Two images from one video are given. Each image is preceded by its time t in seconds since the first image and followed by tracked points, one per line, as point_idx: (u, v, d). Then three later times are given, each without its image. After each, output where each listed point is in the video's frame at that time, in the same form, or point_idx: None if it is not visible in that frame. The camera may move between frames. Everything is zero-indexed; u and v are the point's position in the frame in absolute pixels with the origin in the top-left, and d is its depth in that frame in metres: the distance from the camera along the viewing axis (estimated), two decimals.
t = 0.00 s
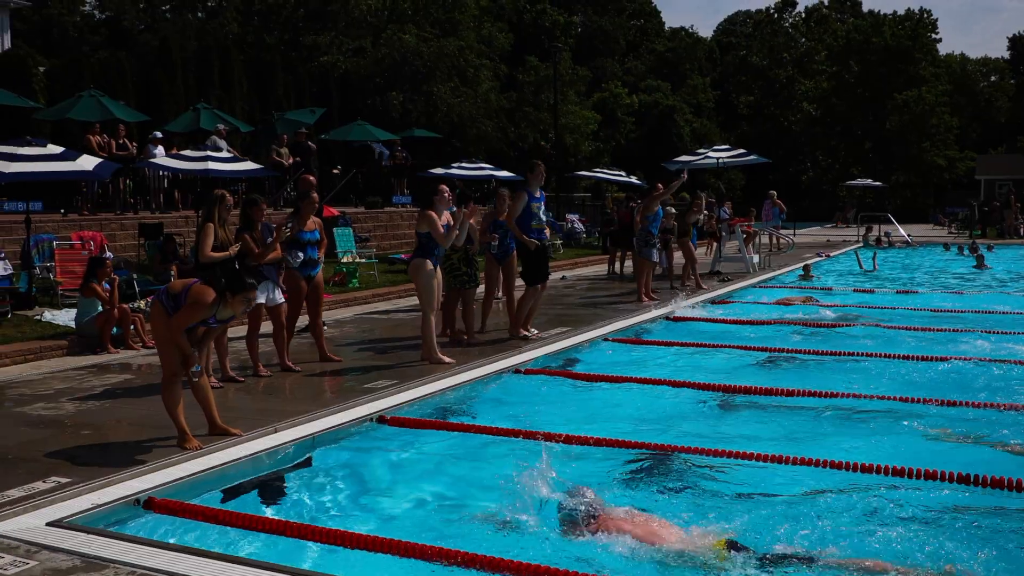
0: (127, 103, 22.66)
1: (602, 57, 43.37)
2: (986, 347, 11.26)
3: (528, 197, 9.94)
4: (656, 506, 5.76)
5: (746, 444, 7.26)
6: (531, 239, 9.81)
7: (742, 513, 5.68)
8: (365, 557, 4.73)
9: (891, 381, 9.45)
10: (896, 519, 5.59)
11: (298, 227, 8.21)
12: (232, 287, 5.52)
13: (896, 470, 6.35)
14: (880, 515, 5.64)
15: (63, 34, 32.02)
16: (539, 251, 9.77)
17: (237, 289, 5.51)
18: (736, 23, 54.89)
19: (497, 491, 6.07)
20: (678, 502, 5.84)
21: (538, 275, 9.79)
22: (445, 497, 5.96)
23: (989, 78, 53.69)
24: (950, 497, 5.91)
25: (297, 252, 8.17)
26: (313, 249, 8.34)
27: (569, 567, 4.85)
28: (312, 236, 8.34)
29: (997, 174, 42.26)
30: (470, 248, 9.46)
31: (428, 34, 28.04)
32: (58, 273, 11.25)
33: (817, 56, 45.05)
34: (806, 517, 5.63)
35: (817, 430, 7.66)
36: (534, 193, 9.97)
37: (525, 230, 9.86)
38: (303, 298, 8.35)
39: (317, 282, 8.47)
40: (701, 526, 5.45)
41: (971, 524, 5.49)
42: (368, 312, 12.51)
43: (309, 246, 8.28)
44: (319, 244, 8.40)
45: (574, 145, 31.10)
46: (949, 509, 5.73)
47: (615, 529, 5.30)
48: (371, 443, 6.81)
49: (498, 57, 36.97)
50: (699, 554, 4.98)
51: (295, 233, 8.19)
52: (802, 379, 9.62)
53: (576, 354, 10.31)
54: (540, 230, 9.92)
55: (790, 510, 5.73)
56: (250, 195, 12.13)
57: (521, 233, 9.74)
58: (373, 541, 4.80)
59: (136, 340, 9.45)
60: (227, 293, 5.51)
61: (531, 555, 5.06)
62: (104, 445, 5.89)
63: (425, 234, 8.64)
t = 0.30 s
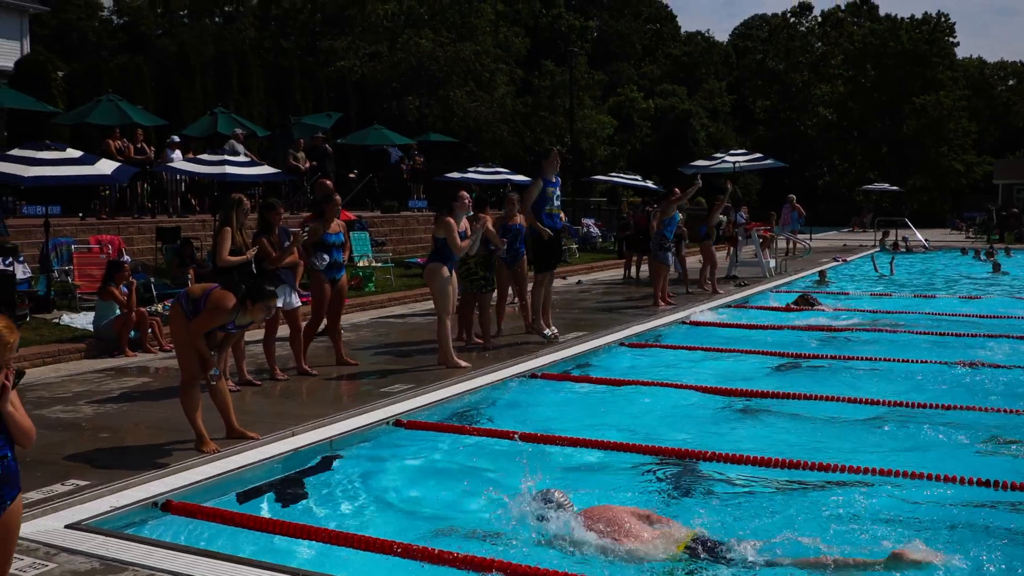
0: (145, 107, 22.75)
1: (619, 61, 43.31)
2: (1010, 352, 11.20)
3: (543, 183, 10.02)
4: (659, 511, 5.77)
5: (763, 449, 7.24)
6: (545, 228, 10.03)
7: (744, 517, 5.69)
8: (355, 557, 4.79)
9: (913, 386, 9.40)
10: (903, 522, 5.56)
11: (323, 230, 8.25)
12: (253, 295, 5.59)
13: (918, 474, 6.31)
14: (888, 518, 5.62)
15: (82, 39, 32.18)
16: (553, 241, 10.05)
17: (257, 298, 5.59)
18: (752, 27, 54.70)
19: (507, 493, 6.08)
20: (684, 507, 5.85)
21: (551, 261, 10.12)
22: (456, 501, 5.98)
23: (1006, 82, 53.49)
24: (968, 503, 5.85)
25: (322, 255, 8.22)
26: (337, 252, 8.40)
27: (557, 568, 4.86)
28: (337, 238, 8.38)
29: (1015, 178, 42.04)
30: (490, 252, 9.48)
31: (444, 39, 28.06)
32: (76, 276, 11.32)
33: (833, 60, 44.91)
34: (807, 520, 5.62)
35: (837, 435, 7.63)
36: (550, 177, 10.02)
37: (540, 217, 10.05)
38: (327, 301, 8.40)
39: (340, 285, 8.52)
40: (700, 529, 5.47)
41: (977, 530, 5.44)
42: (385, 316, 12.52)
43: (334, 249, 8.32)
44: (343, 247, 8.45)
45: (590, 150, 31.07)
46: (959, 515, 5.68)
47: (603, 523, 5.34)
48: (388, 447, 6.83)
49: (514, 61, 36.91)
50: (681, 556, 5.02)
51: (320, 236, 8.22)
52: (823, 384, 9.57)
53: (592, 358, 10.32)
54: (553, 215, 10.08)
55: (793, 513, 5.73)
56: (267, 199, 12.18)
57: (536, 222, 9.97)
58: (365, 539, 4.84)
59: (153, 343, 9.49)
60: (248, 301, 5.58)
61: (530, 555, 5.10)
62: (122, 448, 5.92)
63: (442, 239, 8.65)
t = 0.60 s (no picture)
0: (151, 110, 22.82)
1: (624, 64, 43.30)
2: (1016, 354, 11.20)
3: (547, 180, 10.12)
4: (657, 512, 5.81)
5: (767, 451, 7.24)
6: (548, 226, 10.14)
7: (740, 518, 5.72)
8: (342, 554, 4.83)
9: (920, 389, 9.40)
10: (900, 526, 5.57)
11: (334, 231, 8.30)
12: (259, 297, 5.53)
13: (926, 478, 6.30)
14: (884, 521, 5.63)
15: (88, 42, 32.27)
16: (556, 240, 10.16)
17: (264, 300, 5.52)
18: (757, 30, 54.71)
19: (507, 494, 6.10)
20: (683, 508, 5.88)
21: (554, 258, 10.25)
22: (457, 500, 5.99)
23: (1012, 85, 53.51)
24: (971, 508, 5.84)
25: (333, 256, 8.25)
26: (347, 253, 8.42)
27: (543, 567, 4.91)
28: (348, 240, 8.44)
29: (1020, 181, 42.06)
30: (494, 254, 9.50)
31: (450, 41, 28.11)
32: (82, 278, 11.36)
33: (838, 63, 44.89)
34: (804, 523, 5.64)
35: (841, 437, 7.63)
36: (553, 175, 10.14)
37: (542, 214, 10.18)
38: (337, 302, 8.41)
39: (350, 287, 8.54)
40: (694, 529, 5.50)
41: (974, 535, 5.44)
42: (390, 318, 12.54)
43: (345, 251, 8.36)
44: (353, 249, 8.48)
45: (595, 152, 31.07)
46: (957, 519, 5.69)
47: (592, 526, 5.38)
48: (393, 448, 6.84)
49: (520, 64, 36.97)
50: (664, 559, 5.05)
51: (330, 237, 8.25)
52: (831, 386, 9.56)
53: (596, 359, 10.31)
54: (556, 213, 10.22)
55: (791, 516, 5.75)
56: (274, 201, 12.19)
57: (540, 220, 10.09)
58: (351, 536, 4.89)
59: (159, 344, 9.50)
60: (254, 303, 5.52)
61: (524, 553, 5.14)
62: (128, 450, 5.93)
63: (446, 243, 8.63)
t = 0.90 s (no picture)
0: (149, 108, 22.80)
1: (623, 62, 43.26)
2: (1015, 352, 11.25)
3: (543, 197, 9.86)
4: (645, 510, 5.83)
5: (765, 449, 7.26)
6: (546, 239, 9.82)
7: (729, 515, 5.74)
8: (329, 551, 4.86)
9: (920, 387, 9.43)
10: (890, 524, 5.58)
11: (337, 229, 8.34)
12: (259, 296, 5.55)
13: (922, 476, 6.31)
14: (875, 519, 5.66)
15: (86, 40, 32.22)
16: (555, 252, 9.79)
17: (264, 300, 5.54)
18: (755, 29, 54.67)
19: (501, 491, 6.12)
20: (673, 506, 5.90)
21: (556, 274, 9.85)
22: (452, 495, 6.02)
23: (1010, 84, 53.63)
24: (964, 505, 5.86)
25: (336, 254, 8.30)
26: (350, 252, 8.45)
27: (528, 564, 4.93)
28: (350, 239, 8.47)
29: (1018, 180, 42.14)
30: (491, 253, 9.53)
31: (449, 40, 28.06)
32: (80, 277, 11.36)
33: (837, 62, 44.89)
34: (793, 519, 5.66)
35: (839, 436, 7.65)
36: (550, 192, 9.93)
37: (539, 228, 9.86)
38: (341, 301, 8.44)
39: (352, 286, 8.56)
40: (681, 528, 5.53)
41: (964, 532, 5.46)
42: (389, 317, 12.52)
43: (348, 249, 8.40)
44: (356, 248, 8.52)
45: (594, 152, 31.05)
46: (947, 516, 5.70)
47: (557, 523, 5.40)
48: (391, 447, 6.85)
49: (518, 63, 36.94)
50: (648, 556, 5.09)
51: (333, 235, 8.31)
52: (831, 385, 9.59)
53: (595, 358, 10.32)
54: (554, 227, 9.89)
55: (781, 513, 5.77)
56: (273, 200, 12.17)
57: (537, 232, 9.75)
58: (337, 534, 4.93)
59: (158, 343, 9.50)
60: (254, 302, 5.54)
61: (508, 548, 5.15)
62: (127, 449, 5.93)
63: (445, 242, 8.65)
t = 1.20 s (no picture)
0: (141, 105, 22.75)
1: (615, 59, 43.21)
2: (1007, 349, 11.27)
3: (535, 192, 9.83)
4: (630, 508, 5.81)
5: (757, 445, 7.27)
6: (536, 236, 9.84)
7: (718, 512, 5.73)
8: (311, 543, 4.90)
9: (911, 383, 9.45)
10: (880, 520, 5.57)
11: (332, 226, 8.37)
12: (250, 294, 5.63)
13: (912, 472, 6.31)
14: (865, 515, 5.65)
15: (77, 36, 32.11)
16: (544, 249, 9.82)
17: (255, 297, 5.64)
18: (748, 26, 54.66)
19: (485, 487, 6.13)
20: (661, 504, 5.89)
21: (545, 270, 9.87)
22: (441, 488, 6.03)
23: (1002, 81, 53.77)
24: (954, 501, 5.86)
25: (331, 251, 8.31)
26: (344, 249, 8.47)
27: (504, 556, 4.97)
28: (345, 236, 8.51)
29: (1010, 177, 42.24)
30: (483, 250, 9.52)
31: (441, 37, 27.95)
32: (72, 273, 11.35)
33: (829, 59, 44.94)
34: (783, 516, 5.65)
35: (831, 431, 7.66)
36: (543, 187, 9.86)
37: (531, 225, 9.86)
38: (336, 298, 8.45)
39: (346, 283, 8.57)
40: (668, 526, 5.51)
41: (952, 528, 5.45)
42: (381, 314, 12.51)
43: (343, 246, 8.42)
44: (350, 244, 8.55)
45: (587, 148, 31.03)
46: (935, 512, 5.69)
47: (522, 516, 5.42)
48: (383, 443, 6.86)
49: (511, 59, 36.91)
50: (634, 551, 5.06)
51: (329, 232, 8.33)
52: (823, 381, 9.61)
53: (587, 355, 10.33)
54: (545, 224, 9.89)
55: (770, 510, 5.76)
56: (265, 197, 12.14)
57: (527, 228, 9.79)
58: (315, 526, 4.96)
59: (149, 340, 9.49)
60: (245, 299, 5.62)
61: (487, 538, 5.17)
62: (119, 446, 5.91)
63: (437, 238, 8.64)
